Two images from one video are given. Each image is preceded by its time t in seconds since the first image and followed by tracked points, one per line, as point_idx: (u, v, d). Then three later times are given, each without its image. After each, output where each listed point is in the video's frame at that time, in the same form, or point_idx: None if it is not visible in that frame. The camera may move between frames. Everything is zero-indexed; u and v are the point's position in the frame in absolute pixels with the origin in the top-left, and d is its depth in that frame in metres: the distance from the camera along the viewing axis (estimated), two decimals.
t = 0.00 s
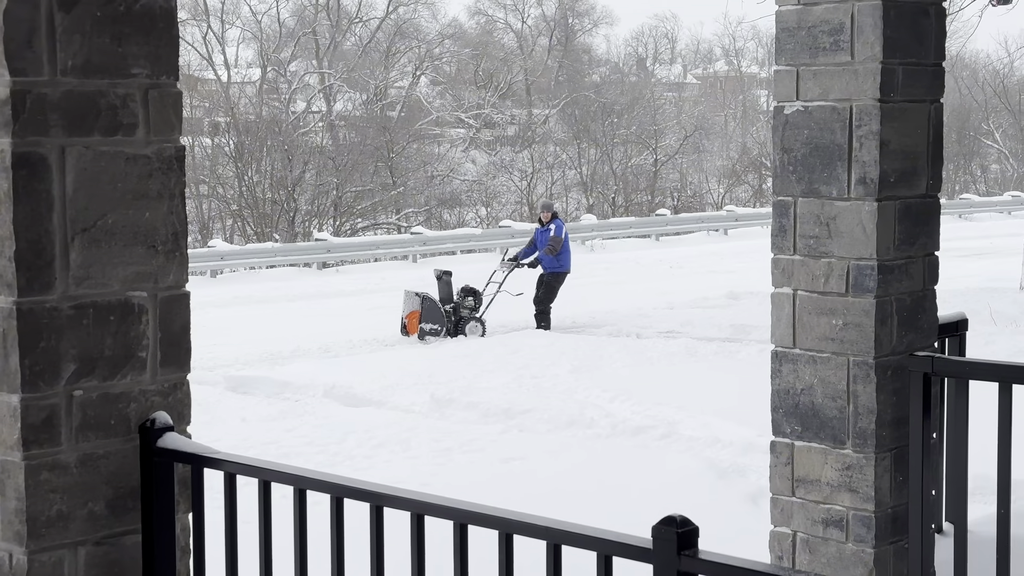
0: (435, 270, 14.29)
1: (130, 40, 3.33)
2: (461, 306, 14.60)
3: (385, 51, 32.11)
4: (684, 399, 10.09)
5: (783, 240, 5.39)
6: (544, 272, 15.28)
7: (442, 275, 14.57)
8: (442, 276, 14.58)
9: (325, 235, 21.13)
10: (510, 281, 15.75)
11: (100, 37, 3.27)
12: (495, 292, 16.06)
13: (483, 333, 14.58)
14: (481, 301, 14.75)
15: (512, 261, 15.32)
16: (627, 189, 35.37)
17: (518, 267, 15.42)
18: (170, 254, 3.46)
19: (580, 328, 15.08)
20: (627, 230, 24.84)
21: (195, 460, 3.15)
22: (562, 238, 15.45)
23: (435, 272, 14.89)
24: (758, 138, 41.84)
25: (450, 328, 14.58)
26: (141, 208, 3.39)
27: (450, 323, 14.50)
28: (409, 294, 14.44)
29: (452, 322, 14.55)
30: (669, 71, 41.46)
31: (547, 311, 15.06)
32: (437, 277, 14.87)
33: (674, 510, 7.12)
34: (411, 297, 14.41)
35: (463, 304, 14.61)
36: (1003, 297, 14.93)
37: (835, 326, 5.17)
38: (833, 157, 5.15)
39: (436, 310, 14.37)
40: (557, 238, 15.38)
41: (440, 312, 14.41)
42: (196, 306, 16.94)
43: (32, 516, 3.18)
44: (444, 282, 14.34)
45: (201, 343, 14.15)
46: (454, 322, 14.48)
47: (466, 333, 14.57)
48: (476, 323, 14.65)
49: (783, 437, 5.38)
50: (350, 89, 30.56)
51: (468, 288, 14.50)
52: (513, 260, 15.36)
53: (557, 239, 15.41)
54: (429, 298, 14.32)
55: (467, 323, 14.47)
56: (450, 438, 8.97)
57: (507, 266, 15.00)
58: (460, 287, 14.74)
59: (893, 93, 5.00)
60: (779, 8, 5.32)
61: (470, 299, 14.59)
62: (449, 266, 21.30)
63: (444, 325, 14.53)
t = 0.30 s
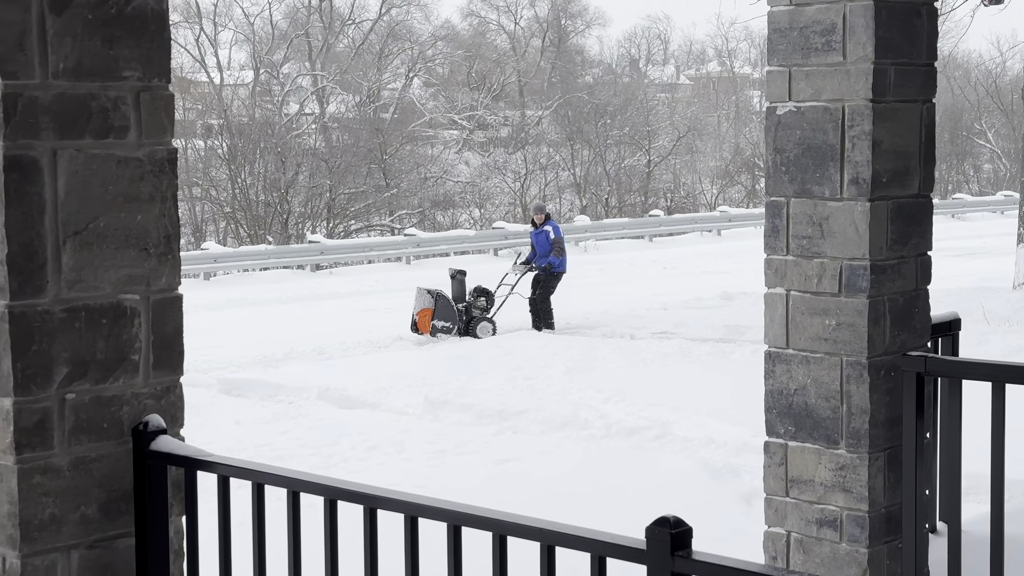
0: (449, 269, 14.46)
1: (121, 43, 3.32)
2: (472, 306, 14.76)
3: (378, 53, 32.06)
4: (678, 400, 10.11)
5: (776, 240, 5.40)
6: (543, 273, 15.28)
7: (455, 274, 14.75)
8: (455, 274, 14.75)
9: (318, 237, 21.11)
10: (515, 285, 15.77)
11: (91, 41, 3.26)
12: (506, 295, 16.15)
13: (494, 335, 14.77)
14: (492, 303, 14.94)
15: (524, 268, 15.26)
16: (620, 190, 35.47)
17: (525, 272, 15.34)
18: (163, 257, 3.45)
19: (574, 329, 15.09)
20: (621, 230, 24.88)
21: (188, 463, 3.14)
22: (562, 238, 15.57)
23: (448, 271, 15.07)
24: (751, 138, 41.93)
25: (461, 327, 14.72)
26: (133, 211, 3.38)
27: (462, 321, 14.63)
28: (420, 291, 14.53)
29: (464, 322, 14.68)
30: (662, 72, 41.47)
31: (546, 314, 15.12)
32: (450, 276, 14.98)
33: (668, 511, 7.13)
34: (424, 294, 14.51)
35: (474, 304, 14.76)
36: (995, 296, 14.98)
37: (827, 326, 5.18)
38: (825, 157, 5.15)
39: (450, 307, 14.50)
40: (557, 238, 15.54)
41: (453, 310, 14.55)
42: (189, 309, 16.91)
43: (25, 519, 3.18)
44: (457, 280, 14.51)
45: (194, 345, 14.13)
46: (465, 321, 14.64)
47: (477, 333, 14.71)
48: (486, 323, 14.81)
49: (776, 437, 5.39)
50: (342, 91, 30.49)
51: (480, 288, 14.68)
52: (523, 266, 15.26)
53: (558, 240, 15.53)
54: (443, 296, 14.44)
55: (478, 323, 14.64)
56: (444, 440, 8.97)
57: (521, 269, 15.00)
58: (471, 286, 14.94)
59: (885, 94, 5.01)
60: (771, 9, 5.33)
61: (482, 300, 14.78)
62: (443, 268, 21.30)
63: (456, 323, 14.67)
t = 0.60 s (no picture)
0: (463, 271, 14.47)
1: (116, 45, 3.31)
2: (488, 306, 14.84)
3: (373, 53, 32.07)
4: (674, 399, 10.11)
5: (771, 240, 5.40)
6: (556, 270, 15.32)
7: (470, 275, 14.80)
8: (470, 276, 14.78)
9: (313, 238, 21.10)
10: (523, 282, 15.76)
11: (86, 42, 3.25)
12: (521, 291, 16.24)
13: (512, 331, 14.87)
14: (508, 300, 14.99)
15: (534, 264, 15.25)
16: (616, 189, 35.48)
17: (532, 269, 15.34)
18: (158, 258, 3.44)
19: (569, 329, 15.10)
20: (616, 230, 24.89)
21: (186, 464, 3.15)
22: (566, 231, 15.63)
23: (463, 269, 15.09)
24: (746, 138, 41.97)
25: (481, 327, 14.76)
26: (129, 213, 3.37)
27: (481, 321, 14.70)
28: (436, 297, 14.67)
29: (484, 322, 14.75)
30: (657, 71, 41.49)
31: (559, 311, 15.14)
32: (464, 277, 15.01)
33: (664, 511, 7.13)
34: (440, 298, 14.59)
35: (491, 303, 14.84)
36: (991, 294, 15.00)
37: (823, 326, 5.19)
38: (820, 157, 5.16)
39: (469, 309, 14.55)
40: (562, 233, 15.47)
41: (472, 311, 14.60)
42: (184, 310, 16.89)
43: (22, 521, 3.18)
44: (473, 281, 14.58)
45: (190, 346, 14.12)
46: (484, 322, 14.70)
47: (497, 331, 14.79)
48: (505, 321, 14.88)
49: (772, 437, 5.39)
50: (337, 91, 30.41)
51: (495, 287, 14.78)
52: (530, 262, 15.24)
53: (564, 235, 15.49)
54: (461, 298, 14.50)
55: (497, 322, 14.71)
56: (441, 440, 8.97)
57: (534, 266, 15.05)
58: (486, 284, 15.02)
59: (880, 93, 5.02)
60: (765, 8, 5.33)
61: (498, 298, 14.83)
62: (438, 268, 21.29)
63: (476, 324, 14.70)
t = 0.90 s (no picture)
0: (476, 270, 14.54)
1: (110, 45, 3.30)
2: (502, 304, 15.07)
3: (368, 53, 32.05)
4: (670, 398, 10.11)
5: (766, 238, 5.41)
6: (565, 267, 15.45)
7: (483, 273, 14.90)
8: (483, 275, 14.93)
9: (309, 237, 21.08)
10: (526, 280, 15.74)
11: (80, 42, 3.25)
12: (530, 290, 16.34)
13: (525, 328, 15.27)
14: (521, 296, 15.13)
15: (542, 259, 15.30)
16: (611, 188, 35.51)
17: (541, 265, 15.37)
18: (153, 259, 3.44)
19: (565, 327, 15.11)
20: (612, 229, 24.92)
21: (181, 465, 3.15)
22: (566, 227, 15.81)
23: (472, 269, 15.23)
24: (741, 137, 42.00)
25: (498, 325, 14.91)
26: (123, 213, 3.37)
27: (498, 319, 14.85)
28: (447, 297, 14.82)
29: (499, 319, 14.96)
30: (652, 70, 41.49)
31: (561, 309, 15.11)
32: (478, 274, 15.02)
33: (659, 510, 7.13)
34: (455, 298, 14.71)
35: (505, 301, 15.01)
36: (986, 292, 15.01)
37: (818, 325, 5.19)
38: (815, 155, 5.16)
39: (487, 308, 14.65)
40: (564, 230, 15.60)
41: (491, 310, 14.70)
42: (179, 311, 16.87)
43: (16, 522, 3.18)
44: (486, 279, 14.80)
45: (185, 347, 14.10)
46: (502, 319, 15.01)
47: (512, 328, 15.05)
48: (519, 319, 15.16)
49: (767, 435, 5.40)
50: (332, 92, 30.37)
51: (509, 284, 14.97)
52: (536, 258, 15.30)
53: (567, 232, 15.62)
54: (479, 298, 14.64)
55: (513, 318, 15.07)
56: (436, 440, 8.97)
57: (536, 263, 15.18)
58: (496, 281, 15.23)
59: (874, 92, 5.02)
60: (759, 7, 5.33)
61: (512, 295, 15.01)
62: (434, 268, 21.30)
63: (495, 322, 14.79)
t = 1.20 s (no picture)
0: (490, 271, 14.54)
1: (101, 45, 3.30)
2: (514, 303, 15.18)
3: (361, 53, 32.07)
4: (663, 398, 10.12)
5: (759, 238, 5.41)
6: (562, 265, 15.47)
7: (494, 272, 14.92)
8: (494, 274, 14.91)
9: (302, 238, 21.05)
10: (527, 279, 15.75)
11: (71, 43, 3.24)
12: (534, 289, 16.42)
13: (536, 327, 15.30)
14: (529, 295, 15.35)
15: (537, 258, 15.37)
16: (604, 188, 35.56)
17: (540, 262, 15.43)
18: (145, 259, 3.43)
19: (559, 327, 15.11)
20: (605, 229, 24.94)
21: (173, 465, 3.15)
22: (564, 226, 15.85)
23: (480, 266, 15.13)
24: (734, 137, 42.07)
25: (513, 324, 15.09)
26: (115, 213, 3.36)
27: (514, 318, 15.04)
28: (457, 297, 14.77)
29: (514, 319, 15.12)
30: (645, 70, 41.50)
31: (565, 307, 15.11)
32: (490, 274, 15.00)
33: (652, 509, 7.14)
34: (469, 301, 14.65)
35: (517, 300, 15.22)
36: (978, 292, 15.05)
37: (811, 324, 5.20)
38: (807, 155, 5.17)
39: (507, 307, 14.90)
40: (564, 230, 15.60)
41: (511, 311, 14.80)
42: (172, 312, 16.84)
43: (8, 524, 3.17)
44: (497, 278, 14.86)
45: (178, 347, 14.08)
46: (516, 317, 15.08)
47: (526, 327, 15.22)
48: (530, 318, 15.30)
49: (761, 434, 5.40)
50: (325, 92, 30.34)
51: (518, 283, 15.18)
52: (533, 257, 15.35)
53: (566, 230, 15.63)
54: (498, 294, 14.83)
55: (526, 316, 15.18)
56: (430, 440, 8.96)
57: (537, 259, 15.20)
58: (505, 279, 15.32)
59: (866, 91, 5.04)
60: (751, 7, 5.33)
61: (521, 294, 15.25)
62: (427, 269, 21.27)
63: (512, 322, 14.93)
